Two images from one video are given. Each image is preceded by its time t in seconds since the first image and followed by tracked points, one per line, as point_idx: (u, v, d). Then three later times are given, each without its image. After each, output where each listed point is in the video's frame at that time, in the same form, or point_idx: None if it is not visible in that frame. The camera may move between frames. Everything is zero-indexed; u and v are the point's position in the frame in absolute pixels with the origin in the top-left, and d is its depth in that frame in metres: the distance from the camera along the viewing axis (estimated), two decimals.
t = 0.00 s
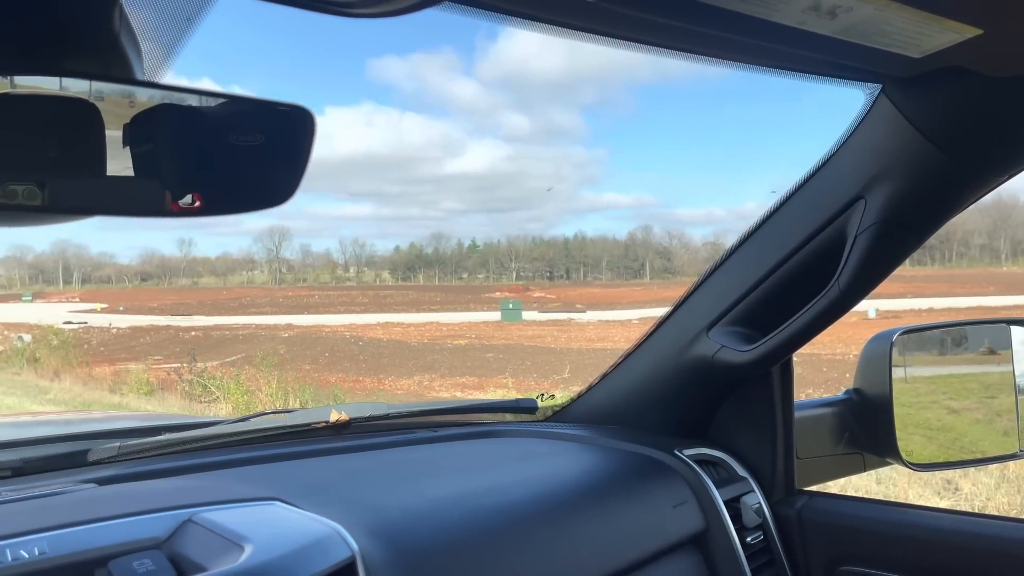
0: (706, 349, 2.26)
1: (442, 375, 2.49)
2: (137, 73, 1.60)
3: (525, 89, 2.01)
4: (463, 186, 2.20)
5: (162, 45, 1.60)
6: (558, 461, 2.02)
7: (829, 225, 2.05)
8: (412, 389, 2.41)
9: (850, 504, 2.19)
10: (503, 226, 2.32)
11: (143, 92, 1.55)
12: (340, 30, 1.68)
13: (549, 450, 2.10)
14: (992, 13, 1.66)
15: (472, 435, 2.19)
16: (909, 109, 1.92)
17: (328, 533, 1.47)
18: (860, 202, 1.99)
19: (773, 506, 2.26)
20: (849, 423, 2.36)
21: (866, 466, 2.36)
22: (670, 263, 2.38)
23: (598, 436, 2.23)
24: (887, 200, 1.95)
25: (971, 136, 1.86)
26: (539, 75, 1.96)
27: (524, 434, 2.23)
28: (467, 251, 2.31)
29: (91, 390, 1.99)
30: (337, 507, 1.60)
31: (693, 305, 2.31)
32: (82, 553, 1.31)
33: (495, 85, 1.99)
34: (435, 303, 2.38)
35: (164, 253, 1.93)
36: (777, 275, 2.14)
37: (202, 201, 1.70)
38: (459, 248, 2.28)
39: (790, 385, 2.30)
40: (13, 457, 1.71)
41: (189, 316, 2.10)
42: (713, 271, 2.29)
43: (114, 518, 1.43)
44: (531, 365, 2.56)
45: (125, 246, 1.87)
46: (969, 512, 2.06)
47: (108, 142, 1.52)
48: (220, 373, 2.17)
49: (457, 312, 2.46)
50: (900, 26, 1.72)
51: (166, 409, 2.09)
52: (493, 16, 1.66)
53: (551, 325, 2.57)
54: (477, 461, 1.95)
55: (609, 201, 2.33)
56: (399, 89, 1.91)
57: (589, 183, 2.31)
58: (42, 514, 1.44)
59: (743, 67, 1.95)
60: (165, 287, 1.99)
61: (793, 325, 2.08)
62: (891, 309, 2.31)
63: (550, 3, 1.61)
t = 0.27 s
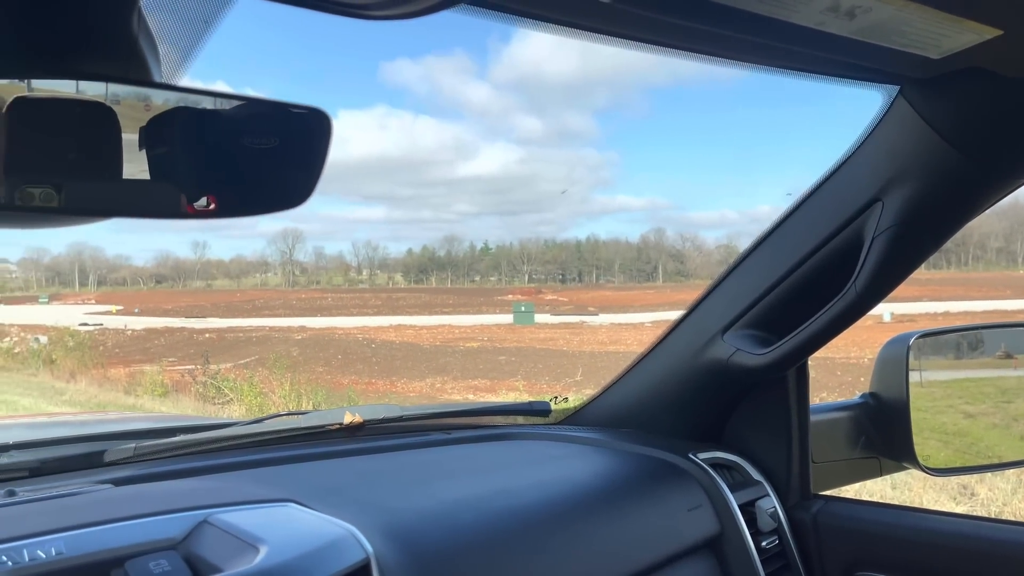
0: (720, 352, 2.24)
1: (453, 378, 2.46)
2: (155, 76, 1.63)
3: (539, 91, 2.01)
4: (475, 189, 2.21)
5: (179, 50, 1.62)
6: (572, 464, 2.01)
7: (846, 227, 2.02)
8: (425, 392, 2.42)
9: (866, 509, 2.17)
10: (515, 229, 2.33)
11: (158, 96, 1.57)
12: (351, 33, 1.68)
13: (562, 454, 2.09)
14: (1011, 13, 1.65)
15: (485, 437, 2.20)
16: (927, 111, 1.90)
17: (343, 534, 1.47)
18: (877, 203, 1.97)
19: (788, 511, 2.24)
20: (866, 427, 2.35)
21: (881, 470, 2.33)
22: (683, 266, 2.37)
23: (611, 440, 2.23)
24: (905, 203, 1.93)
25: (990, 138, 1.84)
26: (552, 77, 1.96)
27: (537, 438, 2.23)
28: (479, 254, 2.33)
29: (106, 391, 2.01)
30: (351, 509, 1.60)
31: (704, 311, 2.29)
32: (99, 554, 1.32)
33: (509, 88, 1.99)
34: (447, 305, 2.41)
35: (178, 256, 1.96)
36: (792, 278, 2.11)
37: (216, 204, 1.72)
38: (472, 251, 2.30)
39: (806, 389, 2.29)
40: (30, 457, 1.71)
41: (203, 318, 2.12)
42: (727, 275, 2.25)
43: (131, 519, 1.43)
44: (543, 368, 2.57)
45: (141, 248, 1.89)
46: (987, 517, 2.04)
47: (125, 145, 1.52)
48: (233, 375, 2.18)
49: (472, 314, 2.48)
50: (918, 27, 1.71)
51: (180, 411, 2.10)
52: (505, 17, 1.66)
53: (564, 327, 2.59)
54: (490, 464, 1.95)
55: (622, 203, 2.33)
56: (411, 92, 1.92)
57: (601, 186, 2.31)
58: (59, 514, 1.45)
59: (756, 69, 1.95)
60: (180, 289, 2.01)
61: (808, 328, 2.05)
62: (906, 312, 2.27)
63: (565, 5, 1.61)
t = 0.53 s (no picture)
0: (728, 356, 2.24)
1: (464, 379, 2.48)
2: (165, 83, 1.66)
3: (548, 94, 2.02)
4: (486, 191, 2.22)
5: (187, 55, 1.65)
6: (579, 467, 2.01)
7: (854, 231, 2.02)
8: (435, 394, 2.44)
9: (875, 514, 2.15)
10: (526, 231, 2.34)
11: (172, 98, 1.58)
12: (355, 44, 1.69)
13: (571, 456, 2.09)
14: (1018, 17, 1.63)
15: (494, 439, 2.21)
16: (935, 115, 1.89)
17: (348, 536, 1.47)
18: (886, 207, 1.96)
19: (797, 515, 2.23)
20: (875, 431, 2.33)
21: (891, 475, 2.32)
22: (694, 268, 2.36)
23: (620, 442, 2.22)
24: (913, 207, 1.91)
25: (999, 141, 1.83)
26: (560, 80, 1.96)
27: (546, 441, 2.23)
28: (490, 255, 2.34)
29: (120, 392, 2.04)
30: (356, 512, 1.60)
31: (711, 314, 2.30)
32: (108, 555, 1.33)
33: (518, 91, 1.99)
34: (458, 306, 2.41)
35: (191, 257, 1.97)
36: (801, 282, 2.11)
37: (227, 207, 1.72)
38: (483, 253, 2.31)
39: (813, 393, 2.27)
40: (43, 458, 1.73)
41: (216, 319, 2.14)
42: (738, 276, 2.26)
43: (140, 520, 1.45)
44: (554, 370, 2.55)
45: (154, 250, 1.90)
46: (999, 523, 2.01)
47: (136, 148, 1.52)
48: (245, 375, 2.20)
49: (483, 316, 2.49)
50: (924, 33, 1.70)
51: (192, 412, 2.12)
52: (511, 22, 1.66)
53: (574, 329, 2.58)
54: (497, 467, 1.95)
55: (633, 206, 2.33)
56: (424, 94, 1.93)
57: (613, 188, 2.30)
58: (69, 516, 1.47)
59: (762, 74, 1.93)
60: (192, 290, 2.03)
61: (817, 332, 2.04)
62: (920, 315, 2.24)
63: (570, 11, 1.61)
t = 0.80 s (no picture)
0: (740, 357, 2.23)
1: (473, 381, 2.49)
2: (178, 81, 1.64)
3: (558, 95, 2.02)
4: (496, 194, 2.23)
5: (200, 53, 1.66)
6: (589, 468, 2.01)
7: (868, 232, 2.00)
8: (444, 395, 2.44)
9: (888, 516, 2.14)
10: (535, 232, 2.33)
11: (183, 99, 1.59)
12: (370, 40, 1.70)
13: (581, 457, 2.09)
14: None
15: (504, 439, 2.21)
16: (950, 115, 1.88)
17: (360, 535, 1.48)
18: (900, 208, 1.94)
19: (809, 518, 2.21)
20: (887, 434, 2.32)
21: (904, 477, 2.31)
22: (704, 270, 2.35)
23: (631, 444, 2.22)
24: (927, 208, 1.90)
25: (1014, 142, 1.82)
26: (571, 81, 1.96)
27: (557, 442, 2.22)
28: (500, 257, 2.33)
29: (130, 392, 2.07)
30: (368, 511, 1.60)
31: (727, 310, 2.27)
32: (121, 552, 1.34)
33: (528, 91, 1.99)
34: (467, 307, 2.41)
35: (201, 257, 1.96)
36: (813, 283, 2.10)
37: (239, 207, 1.71)
38: (492, 254, 2.30)
39: (826, 394, 2.26)
40: (54, 456, 1.74)
41: (225, 319, 2.15)
42: (750, 278, 2.24)
43: (153, 517, 1.46)
44: (563, 372, 2.57)
45: (165, 250, 1.88)
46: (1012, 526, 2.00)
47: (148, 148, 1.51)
48: (255, 376, 2.21)
49: (492, 317, 2.49)
50: (940, 32, 1.69)
51: (202, 412, 2.12)
52: (524, 21, 1.66)
53: (584, 330, 2.58)
54: (507, 467, 1.95)
55: (643, 207, 2.32)
56: (434, 95, 1.94)
57: (623, 190, 2.31)
58: (82, 513, 1.47)
59: (773, 72, 1.93)
60: (202, 291, 2.02)
61: (830, 333, 2.03)
62: (931, 318, 2.24)
63: (584, 8, 1.61)
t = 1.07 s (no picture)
0: (751, 356, 2.22)
1: (480, 382, 2.48)
2: (190, 76, 1.65)
3: (568, 95, 2.01)
4: (503, 195, 2.22)
5: (214, 50, 1.67)
6: (599, 467, 2.01)
7: (880, 232, 1.99)
8: (452, 395, 2.43)
9: (900, 518, 2.12)
10: (543, 233, 2.33)
11: (193, 99, 1.59)
12: (384, 36, 1.71)
13: (590, 457, 2.09)
14: None
15: (512, 439, 2.21)
16: (965, 113, 1.88)
17: (371, 533, 1.48)
18: (913, 207, 1.93)
19: (819, 519, 2.20)
20: (899, 435, 2.31)
21: (915, 479, 2.30)
22: (712, 271, 2.35)
23: (640, 444, 2.21)
24: (941, 207, 1.89)
25: None
26: (581, 82, 1.96)
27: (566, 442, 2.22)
28: (507, 258, 2.33)
29: (139, 391, 2.05)
30: (378, 509, 1.61)
31: (731, 319, 2.28)
32: (132, 548, 1.34)
33: (537, 92, 1.99)
34: (475, 308, 2.41)
35: (210, 257, 1.99)
36: (824, 283, 2.09)
37: (249, 205, 1.74)
38: (499, 255, 2.30)
39: (837, 394, 2.25)
40: (66, 452, 1.75)
41: (234, 319, 2.15)
42: (761, 278, 2.23)
43: (165, 513, 1.46)
44: (569, 373, 2.55)
45: (173, 250, 1.92)
46: None
47: (159, 150, 1.54)
48: (264, 375, 2.22)
49: (499, 318, 2.49)
50: (955, 28, 1.70)
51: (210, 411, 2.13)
52: (536, 19, 1.66)
53: (591, 332, 2.55)
54: (517, 467, 1.95)
55: (652, 208, 2.31)
56: (442, 95, 1.94)
57: (631, 190, 2.30)
58: (95, 509, 1.48)
59: (785, 70, 1.93)
60: (211, 290, 2.03)
61: (841, 333, 2.02)
62: (942, 319, 2.22)
63: (598, 6, 1.61)
